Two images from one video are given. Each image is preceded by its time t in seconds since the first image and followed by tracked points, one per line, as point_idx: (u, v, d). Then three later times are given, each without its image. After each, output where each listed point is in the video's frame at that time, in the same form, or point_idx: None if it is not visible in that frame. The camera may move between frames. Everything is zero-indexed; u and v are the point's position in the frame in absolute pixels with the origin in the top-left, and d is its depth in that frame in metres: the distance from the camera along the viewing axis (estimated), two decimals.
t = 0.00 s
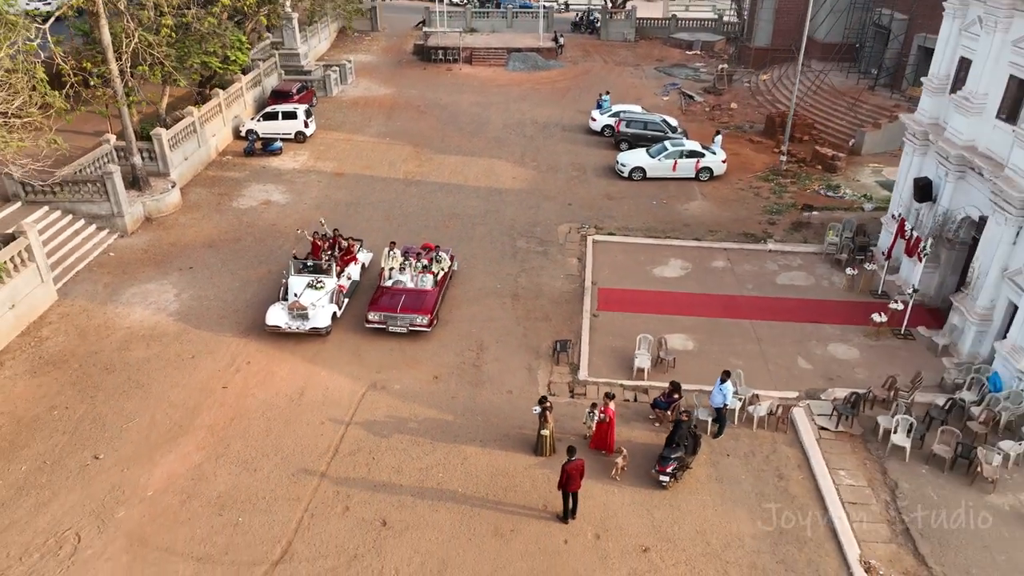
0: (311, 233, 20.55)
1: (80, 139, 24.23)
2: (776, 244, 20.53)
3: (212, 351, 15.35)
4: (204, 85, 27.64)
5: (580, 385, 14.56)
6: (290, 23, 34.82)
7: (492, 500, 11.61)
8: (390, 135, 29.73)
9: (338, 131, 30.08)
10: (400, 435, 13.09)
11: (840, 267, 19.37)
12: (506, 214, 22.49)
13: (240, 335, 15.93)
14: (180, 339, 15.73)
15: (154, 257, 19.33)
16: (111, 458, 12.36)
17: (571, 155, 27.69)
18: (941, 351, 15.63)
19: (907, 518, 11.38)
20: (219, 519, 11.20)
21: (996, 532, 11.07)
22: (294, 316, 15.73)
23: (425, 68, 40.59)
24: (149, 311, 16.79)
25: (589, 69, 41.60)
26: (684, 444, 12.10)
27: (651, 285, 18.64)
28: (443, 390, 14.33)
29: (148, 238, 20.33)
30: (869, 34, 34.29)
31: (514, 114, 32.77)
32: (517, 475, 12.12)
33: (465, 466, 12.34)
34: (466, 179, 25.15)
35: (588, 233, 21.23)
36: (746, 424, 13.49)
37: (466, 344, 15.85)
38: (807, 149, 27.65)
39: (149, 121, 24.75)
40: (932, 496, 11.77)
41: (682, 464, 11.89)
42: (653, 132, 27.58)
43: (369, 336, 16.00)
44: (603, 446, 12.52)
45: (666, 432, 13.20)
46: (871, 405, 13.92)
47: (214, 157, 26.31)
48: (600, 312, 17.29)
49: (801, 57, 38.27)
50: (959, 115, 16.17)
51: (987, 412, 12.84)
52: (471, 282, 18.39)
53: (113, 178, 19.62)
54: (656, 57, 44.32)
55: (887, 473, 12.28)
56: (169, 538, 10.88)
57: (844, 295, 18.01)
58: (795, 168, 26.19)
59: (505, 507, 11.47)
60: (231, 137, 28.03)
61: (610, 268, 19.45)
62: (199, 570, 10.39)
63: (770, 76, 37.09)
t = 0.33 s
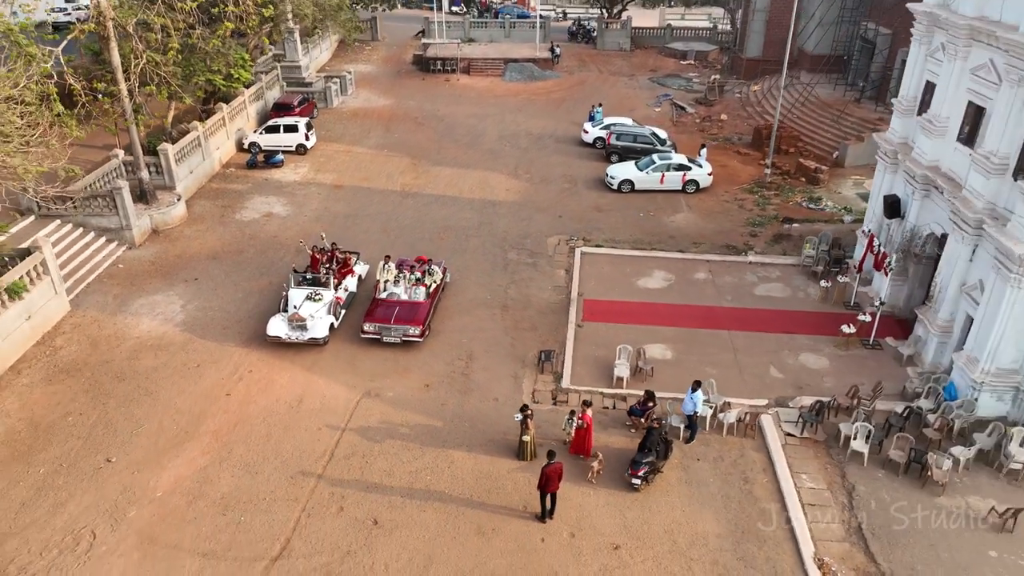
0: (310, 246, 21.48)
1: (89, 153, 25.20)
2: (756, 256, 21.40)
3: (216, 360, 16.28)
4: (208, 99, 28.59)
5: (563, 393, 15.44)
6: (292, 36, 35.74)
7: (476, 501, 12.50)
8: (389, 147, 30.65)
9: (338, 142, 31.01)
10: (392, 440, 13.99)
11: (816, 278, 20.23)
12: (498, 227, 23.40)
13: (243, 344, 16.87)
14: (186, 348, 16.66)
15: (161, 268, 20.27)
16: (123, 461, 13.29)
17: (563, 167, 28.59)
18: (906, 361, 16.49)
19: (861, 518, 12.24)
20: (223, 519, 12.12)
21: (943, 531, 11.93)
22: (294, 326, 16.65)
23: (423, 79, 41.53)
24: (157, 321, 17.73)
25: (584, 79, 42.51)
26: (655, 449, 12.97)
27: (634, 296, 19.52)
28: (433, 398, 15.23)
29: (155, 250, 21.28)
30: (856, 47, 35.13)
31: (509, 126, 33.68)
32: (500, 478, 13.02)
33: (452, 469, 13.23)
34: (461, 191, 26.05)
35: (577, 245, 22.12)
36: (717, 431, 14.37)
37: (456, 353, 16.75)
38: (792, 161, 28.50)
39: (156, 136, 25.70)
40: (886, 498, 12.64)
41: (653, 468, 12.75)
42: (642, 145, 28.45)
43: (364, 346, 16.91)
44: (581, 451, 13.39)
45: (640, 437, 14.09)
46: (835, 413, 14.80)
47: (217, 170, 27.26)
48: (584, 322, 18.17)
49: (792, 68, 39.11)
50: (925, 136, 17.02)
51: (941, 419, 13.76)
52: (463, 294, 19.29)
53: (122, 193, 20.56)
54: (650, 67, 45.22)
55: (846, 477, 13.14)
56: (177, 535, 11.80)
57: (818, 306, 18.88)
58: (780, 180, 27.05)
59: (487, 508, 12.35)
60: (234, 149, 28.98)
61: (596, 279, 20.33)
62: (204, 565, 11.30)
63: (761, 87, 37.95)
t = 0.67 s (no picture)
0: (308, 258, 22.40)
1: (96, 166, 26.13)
2: (735, 267, 22.29)
3: (218, 368, 17.22)
4: (211, 113, 29.53)
5: (545, 401, 16.34)
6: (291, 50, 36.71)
7: (460, 503, 13.41)
8: (385, 158, 31.57)
9: (336, 154, 31.94)
10: (383, 446, 14.91)
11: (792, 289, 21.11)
12: (489, 238, 24.31)
13: (243, 353, 17.80)
14: (189, 358, 17.59)
15: (165, 280, 21.21)
16: (131, 466, 14.22)
17: (554, 179, 29.50)
18: (871, 370, 17.39)
19: (818, 520, 13.14)
20: (224, 519, 13.05)
21: (894, 532, 12.84)
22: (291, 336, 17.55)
23: (421, 89, 42.46)
24: (162, 331, 18.67)
25: (578, 89, 43.43)
26: (628, 455, 13.86)
27: (617, 307, 20.41)
28: (423, 406, 16.14)
29: (159, 262, 22.22)
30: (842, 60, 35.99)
31: (503, 137, 34.59)
32: (483, 481, 13.94)
33: (438, 473, 14.15)
34: (454, 203, 26.97)
35: (564, 257, 23.04)
36: (688, 437, 15.27)
37: (445, 363, 17.67)
38: (776, 173, 29.38)
39: (160, 149, 26.63)
40: (843, 501, 13.54)
41: (626, 471, 13.67)
42: (630, 157, 29.35)
43: (358, 356, 17.83)
44: (559, 456, 14.29)
45: (616, 443, 15.00)
46: (801, 420, 15.70)
47: (219, 182, 28.19)
48: (567, 333, 19.07)
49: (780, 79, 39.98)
50: (891, 157, 17.93)
51: (898, 426, 14.67)
52: (453, 305, 20.20)
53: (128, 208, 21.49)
54: (643, 77, 46.13)
55: (807, 481, 14.04)
56: (181, 535, 12.72)
57: (792, 316, 19.77)
58: (763, 193, 27.93)
59: (470, 510, 13.26)
60: (235, 161, 29.91)
61: (581, 290, 21.24)
62: (207, 562, 12.23)
63: (750, 98, 38.84)
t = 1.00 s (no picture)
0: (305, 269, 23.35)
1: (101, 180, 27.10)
2: (715, 278, 23.23)
3: (218, 377, 18.16)
4: (212, 126, 30.47)
5: (528, 408, 17.29)
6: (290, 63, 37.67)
7: (444, 505, 14.35)
8: (381, 169, 32.51)
9: (334, 165, 32.88)
10: (374, 451, 15.84)
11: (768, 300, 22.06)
12: (480, 249, 25.25)
13: (242, 362, 18.75)
14: (192, 366, 18.54)
15: (168, 290, 22.15)
16: (137, 469, 15.17)
17: (544, 190, 30.44)
18: (839, 378, 18.32)
19: (779, 520, 14.08)
20: (224, 520, 13.99)
21: (848, 531, 13.79)
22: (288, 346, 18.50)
23: (417, 99, 43.41)
24: (165, 341, 19.63)
25: (571, 98, 44.38)
26: (603, 459, 14.80)
27: (601, 317, 21.34)
28: (412, 412, 17.09)
29: (162, 273, 23.17)
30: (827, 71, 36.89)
31: (496, 148, 35.54)
32: (467, 484, 14.88)
33: (425, 476, 15.09)
34: (447, 215, 27.92)
35: (551, 268, 23.98)
36: (662, 442, 16.20)
37: (434, 371, 18.62)
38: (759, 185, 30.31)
39: (162, 163, 27.57)
40: (803, 502, 14.48)
41: (601, 475, 14.60)
42: (618, 169, 30.28)
43: (352, 365, 18.78)
44: (539, 460, 15.18)
45: (592, 449, 15.94)
46: (768, 426, 16.64)
47: (219, 193, 29.13)
48: (552, 342, 20.01)
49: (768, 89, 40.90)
50: (859, 175, 18.84)
51: (858, 432, 15.62)
52: (443, 315, 21.15)
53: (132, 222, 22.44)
54: (635, 86, 47.08)
55: (771, 484, 14.98)
56: (184, 534, 13.66)
57: (767, 326, 20.71)
58: (746, 204, 28.88)
59: (454, 511, 14.20)
60: (235, 172, 30.85)
61: (567, 300, 22.18)
62: (208, 559, 13.17)
63: (738, 108, 39.77)
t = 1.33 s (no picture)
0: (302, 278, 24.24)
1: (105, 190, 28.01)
2: (697, 286, 24.13)
3: (219, 383, 19.06)
4: (212, 137, 31.37)
5: (514, 412, 18.19)
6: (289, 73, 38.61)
7: (432, 504, 15.25)
8: (377, 178, 33.40)
9: (331, 174, 33.77)
10: (366, 453, 16.74)
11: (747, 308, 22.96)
12: (471, 258, 26.15)
13: (242, 369, 19.65)
14: (193, 373, 19.44)
15: (170, 299, 23.06)
16: (142, 471, 16.07)
17: (535, 199, 31.33)
18: (810, 384, 19.20)
19: (746, 518, 14.97)
20: (225, 518, 14.89)
21: (811, 529, 14.69)
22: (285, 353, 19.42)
23: (412, 108, 44.31)
24: (168, 348, 20.52)
25: (564, 106, 45.28)
26: (582, 461, 15.72)
27: (586, 324, 22.23)
28: (403, 417, 17.99)
29: (165, 281, 24.07)
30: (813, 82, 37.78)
31: (489, 157, 36.44)
32: (454, 485, 15.78)
33: (414, 477, 15.99)
34: (440, 224, 28.81)
35: (539, 276, 24.88)
36: (639, 445, 17.10)
37: (425, 377, 19.52)
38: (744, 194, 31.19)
39: (164, 174, 28.47)
40: (770, 502, 15.38)
41: (579, 475, 15.52)
42: (606, 179, 31.16)
43: (346, 371, 19.67)
44: (522, 462, 16.08)
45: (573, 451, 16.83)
46: (741, 430, 17.52)
47: (220, 203, 30.03)
48: (538, 349, 20.90)
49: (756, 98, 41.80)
50: (830, 190, 19.70)
51: (824, 436, 16.48)
52: (434, 322, 22.05)
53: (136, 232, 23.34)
54: (627, 94, 47.99)
55: (741, 485, 15.88)
56: (187, 532, 14.56)
57: (744, 333, 21.61)
58: (730, 213, 29.77)
59: (441, 510, 15.10)
60: (235, 182, 31.74)
61: (554, 308, 23.07)
62: (210, 555, 14.07)
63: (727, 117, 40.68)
